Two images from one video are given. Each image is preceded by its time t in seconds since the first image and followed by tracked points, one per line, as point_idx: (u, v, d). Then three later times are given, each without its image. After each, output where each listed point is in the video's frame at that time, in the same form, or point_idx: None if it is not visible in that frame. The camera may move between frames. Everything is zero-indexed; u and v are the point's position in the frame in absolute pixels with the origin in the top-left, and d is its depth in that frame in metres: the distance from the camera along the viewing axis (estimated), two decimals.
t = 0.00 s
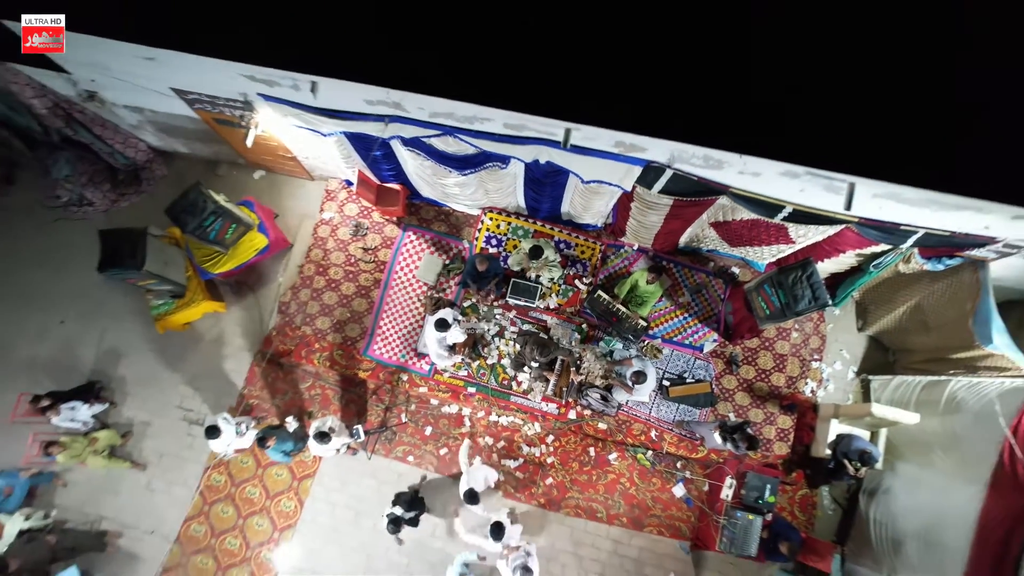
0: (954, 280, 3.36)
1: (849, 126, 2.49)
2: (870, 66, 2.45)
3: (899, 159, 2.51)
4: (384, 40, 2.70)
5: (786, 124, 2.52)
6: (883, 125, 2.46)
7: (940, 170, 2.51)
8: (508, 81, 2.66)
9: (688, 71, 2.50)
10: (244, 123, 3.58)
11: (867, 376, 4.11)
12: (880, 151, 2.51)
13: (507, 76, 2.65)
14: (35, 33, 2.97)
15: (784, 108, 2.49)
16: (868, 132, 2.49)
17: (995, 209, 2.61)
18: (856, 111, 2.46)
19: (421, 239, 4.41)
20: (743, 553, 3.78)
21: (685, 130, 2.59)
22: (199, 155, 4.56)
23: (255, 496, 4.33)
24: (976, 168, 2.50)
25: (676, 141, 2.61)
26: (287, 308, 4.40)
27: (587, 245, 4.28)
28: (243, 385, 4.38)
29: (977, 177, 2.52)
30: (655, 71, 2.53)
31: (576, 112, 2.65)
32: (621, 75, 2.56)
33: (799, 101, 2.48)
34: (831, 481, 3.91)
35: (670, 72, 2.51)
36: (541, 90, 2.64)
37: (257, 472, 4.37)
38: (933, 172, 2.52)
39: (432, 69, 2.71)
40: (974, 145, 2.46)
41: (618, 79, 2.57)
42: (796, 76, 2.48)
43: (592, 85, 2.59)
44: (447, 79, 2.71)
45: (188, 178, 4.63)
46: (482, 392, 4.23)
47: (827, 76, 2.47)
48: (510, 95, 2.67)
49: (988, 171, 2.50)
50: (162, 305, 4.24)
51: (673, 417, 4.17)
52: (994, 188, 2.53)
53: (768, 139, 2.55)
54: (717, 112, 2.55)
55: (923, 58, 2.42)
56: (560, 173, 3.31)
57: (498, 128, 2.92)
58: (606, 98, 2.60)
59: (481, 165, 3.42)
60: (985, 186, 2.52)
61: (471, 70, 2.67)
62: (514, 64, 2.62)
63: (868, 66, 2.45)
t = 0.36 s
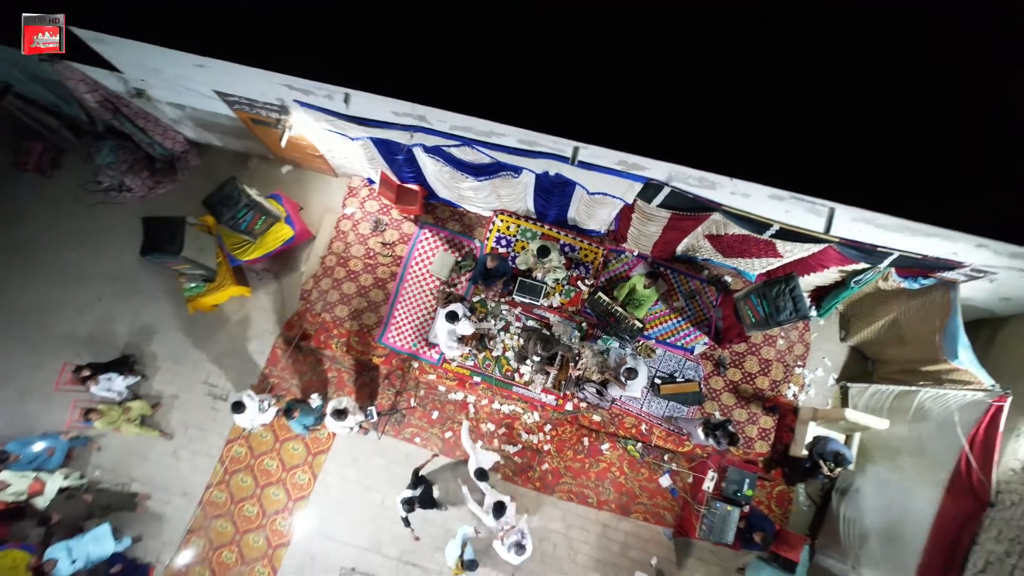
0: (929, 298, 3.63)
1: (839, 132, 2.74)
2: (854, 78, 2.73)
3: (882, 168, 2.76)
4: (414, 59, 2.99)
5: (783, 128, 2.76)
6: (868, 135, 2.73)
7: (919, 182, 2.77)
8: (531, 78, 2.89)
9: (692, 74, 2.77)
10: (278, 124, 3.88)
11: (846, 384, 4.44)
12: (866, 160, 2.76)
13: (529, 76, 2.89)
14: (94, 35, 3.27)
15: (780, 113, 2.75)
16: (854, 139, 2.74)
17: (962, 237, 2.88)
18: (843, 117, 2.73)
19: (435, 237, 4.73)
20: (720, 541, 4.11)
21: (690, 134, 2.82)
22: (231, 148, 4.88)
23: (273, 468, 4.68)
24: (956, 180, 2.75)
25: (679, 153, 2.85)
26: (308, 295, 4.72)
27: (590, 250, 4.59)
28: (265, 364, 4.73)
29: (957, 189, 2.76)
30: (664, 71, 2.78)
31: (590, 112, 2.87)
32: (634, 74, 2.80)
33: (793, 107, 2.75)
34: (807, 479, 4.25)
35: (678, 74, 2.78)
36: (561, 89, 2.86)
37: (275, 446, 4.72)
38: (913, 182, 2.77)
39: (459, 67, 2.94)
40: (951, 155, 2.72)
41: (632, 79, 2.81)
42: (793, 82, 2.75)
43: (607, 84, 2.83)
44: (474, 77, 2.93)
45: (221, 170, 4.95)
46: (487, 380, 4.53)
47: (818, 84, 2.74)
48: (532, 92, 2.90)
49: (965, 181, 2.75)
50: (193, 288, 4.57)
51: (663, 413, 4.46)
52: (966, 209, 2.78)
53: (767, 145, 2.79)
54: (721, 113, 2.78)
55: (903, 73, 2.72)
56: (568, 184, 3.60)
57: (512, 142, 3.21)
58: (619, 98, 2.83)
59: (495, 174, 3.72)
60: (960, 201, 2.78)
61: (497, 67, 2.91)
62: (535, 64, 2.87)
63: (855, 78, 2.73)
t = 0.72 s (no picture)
0: (907, 311, 3.89)
1: (832, 133, 3.02)
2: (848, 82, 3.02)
3: (872, 167, 3.02)
4: (440, 75, 3.29)
5: (781, 126, 3.04)
6: (865, 112, 3.01)
7: (905, 181, 3.02)
8: (554, 69, 3.17)
9: (702, 72, 3.07)
10: (308, 125, 4.17)
11: (828, 388, 4.75)
12: (858, 159, 3.01)
13: (552, 71, 3.17)
14: (150, 40, 3.62)
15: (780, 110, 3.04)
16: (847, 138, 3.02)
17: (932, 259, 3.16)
18: (836, 119, 3.02)
19: (449, 234, 5.03)
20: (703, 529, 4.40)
21: (697, 128, 3.09)
22: (260, 143, 5.19)
23: (290, 443, 5.03)
24: (939, 181, 3.00)
25: (684, 153, 3.13)
26: (329, 284, 5.05)
27: (593, 252, 4.89)
28: (285, 347, 5.06)
29: (939, 191, 3.01)
30: (676, 68, 3.08)
31: (609, 44, 3.13)
32: (648, 70, 3.11)
33: (791, 108, 3.03)
34: (788, 475, 4.52)
35: (689, 72, 3.08)
36: (581, 81, 3.15)
37: (292, 423, 5.06)
38: (900, 182, 3.02)
39: (488, 64, 3.23)
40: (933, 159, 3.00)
41: (646, 75, 3.11)
42: (794, 85, 3.03)
43: (624, 78, 3.12)
44: (502, 69, 3.22)
45: (250, 162, 5.27)
46: (492, 370, 4.86)
47: (815, 86, 3.02)
48: (555, 82, 3.17)
49: (947, 181, 3.00)
50: (221, 274, 4.82)
51: (654, 408, 4.79)
52: (938, 227, 3.06)
53: (767, 140, 3.05)
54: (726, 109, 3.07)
55: (894, 76, 3.01)
56: (576, 193, 3.88)
57: (525, 154, 3.49)
58: (634, 92, 3.11)
59: (508, 179, 4.00)
60: (938, 207, 3.05)
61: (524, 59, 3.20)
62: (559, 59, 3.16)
63: (852, 84, 3.02)
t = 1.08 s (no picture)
0: (887, 322, 4.18)
1: (828, 133, 3.27)
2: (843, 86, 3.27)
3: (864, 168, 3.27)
4: (462, 88, 3.56)
5: (781, 125, 3.28)
6: (862, 110, 3.25)
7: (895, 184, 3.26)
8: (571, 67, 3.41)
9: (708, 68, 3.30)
10: (334, 126, 4.43)
11: (813, 391, 5.03)
12: (851, 159, 3.25)
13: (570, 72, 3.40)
14: (192, 43, 3.86)
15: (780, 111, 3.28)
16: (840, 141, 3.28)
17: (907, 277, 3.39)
18: (830, 122, 3.27)
19: (461, 232, 5.31)
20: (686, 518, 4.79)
21: (702, 103, 3.32)
22: (286, 137, 5.47)
23: (304, 422, 5.36)
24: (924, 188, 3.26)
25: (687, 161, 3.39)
26: (346, 274, 5.36)
27: (597, 254, 5.16)
28: (303, 332, 5.37)
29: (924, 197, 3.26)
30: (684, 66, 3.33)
31: (626, 42, 3.38)
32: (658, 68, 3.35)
33: (789, 112, 3.28)
34: (771, 471, 4.82)
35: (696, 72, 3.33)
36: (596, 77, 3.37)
37: (307, 404, 5.38)
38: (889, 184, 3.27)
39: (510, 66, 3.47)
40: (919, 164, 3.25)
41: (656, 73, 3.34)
42: (796, 84, 3.27)
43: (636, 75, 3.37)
44: (525, 68, 3.45)
45: (276, 156, 5.57)
46: (497, 361, 5.17)
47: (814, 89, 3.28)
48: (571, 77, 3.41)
49: (934, 181, 3.23)
50: (245, 260, 5.16)
51: (648, 403, 5.09)
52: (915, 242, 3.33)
53: (769, 139, 3.28)
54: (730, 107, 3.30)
55: (892, 75, 3.25)
56: (583, 200, 4.14)
57: (537, 162, 3.68)
58: (643, 42, 3.37)
59: (519, 184, 4.27)
60: (923, 214, 3.28)
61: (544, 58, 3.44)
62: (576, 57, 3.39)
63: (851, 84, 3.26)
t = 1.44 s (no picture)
0: (871, 334, 4.46)
1: (824, 137, 3.47)
2: (839, 93, 3.46)
3: (857, 169, 3.46)
4: (484, 96, 3.82)
5: (782, 123, 3.47)
6: (860, 109, 3.45)
7: (885, 190, 3.45)
8: (585, 59, 3.62)
9: (712, 63, 3.50)
10: (362, 122, 4.73)
11: (799, 396, 5.33)
12: (845, 159, 3.47)
13: (582, 68, 3.62)
14: (236, 41, 4.21)
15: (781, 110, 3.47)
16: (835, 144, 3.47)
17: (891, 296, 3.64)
18: (826, 127, 3.46)
19: (476, 228, 5.64)
20: (671, 507, 5.13)
21: (711, 95, 3.51)
22: (314, 128, 5.77)
23: (319, 398, 5.71)
24: (912, 195, 3.44)
25: (689, 165, 3.60)
26: (365, 262, 5.69)
27: (603, 255, 5.45)
28: (321, 313, 5.71)
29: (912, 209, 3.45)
30: (692, 63, 3.52)
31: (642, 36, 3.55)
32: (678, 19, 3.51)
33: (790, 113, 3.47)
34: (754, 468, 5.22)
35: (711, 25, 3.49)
36: (607, 72, 3.60)
37: (322, 381, 5.73)
38: (879, 190, 3.46)
39: (528, 74, 3.71)
40: (909, 171, 3.43)
41: (664, 70, 3.54)
42: (799, 83, 3.46)
43: (646, 69, 3.56)
44: (543, 77, 3.69)
45: (303, 145, 5.86)
46: (503, 351, 5.50)
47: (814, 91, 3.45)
48: (584, 70, 3.62)
49: (921, 184, 3.45)
50: (272, 244, 5.43)
51: (642, 398, 5.41)
52: (899, 261, 3.55)
53: (768, 140, 3.49)
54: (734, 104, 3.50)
55: (891, 75, 3.43)
56: (591, 205, 4.43)
57: (550, 168, 4.01)
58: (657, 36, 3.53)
59: (533, 187, 4.56)
60: (910, 227, 3.47)
61: (558, 52, 3.66)
62: (590, 52, 3.60)
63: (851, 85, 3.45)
